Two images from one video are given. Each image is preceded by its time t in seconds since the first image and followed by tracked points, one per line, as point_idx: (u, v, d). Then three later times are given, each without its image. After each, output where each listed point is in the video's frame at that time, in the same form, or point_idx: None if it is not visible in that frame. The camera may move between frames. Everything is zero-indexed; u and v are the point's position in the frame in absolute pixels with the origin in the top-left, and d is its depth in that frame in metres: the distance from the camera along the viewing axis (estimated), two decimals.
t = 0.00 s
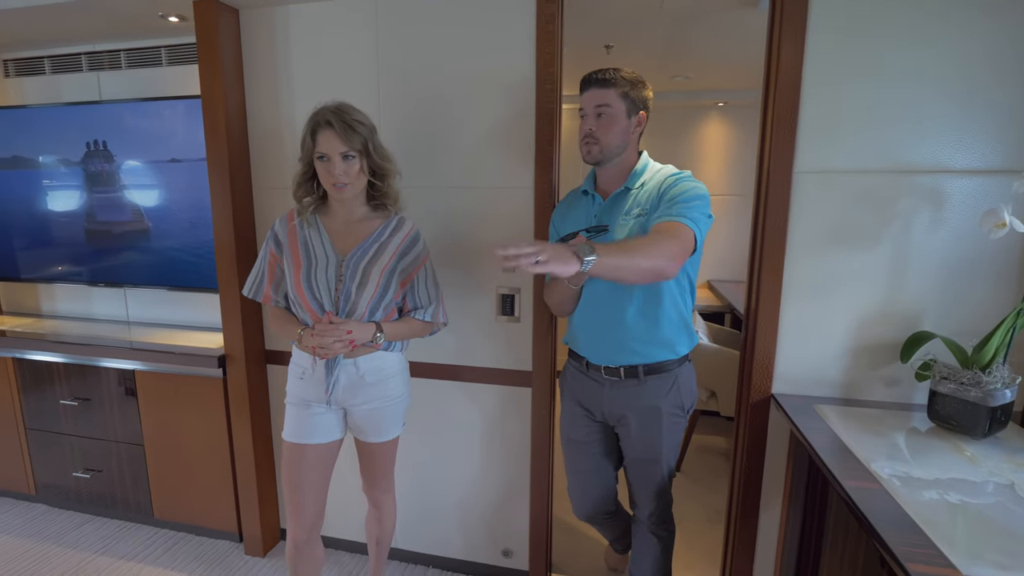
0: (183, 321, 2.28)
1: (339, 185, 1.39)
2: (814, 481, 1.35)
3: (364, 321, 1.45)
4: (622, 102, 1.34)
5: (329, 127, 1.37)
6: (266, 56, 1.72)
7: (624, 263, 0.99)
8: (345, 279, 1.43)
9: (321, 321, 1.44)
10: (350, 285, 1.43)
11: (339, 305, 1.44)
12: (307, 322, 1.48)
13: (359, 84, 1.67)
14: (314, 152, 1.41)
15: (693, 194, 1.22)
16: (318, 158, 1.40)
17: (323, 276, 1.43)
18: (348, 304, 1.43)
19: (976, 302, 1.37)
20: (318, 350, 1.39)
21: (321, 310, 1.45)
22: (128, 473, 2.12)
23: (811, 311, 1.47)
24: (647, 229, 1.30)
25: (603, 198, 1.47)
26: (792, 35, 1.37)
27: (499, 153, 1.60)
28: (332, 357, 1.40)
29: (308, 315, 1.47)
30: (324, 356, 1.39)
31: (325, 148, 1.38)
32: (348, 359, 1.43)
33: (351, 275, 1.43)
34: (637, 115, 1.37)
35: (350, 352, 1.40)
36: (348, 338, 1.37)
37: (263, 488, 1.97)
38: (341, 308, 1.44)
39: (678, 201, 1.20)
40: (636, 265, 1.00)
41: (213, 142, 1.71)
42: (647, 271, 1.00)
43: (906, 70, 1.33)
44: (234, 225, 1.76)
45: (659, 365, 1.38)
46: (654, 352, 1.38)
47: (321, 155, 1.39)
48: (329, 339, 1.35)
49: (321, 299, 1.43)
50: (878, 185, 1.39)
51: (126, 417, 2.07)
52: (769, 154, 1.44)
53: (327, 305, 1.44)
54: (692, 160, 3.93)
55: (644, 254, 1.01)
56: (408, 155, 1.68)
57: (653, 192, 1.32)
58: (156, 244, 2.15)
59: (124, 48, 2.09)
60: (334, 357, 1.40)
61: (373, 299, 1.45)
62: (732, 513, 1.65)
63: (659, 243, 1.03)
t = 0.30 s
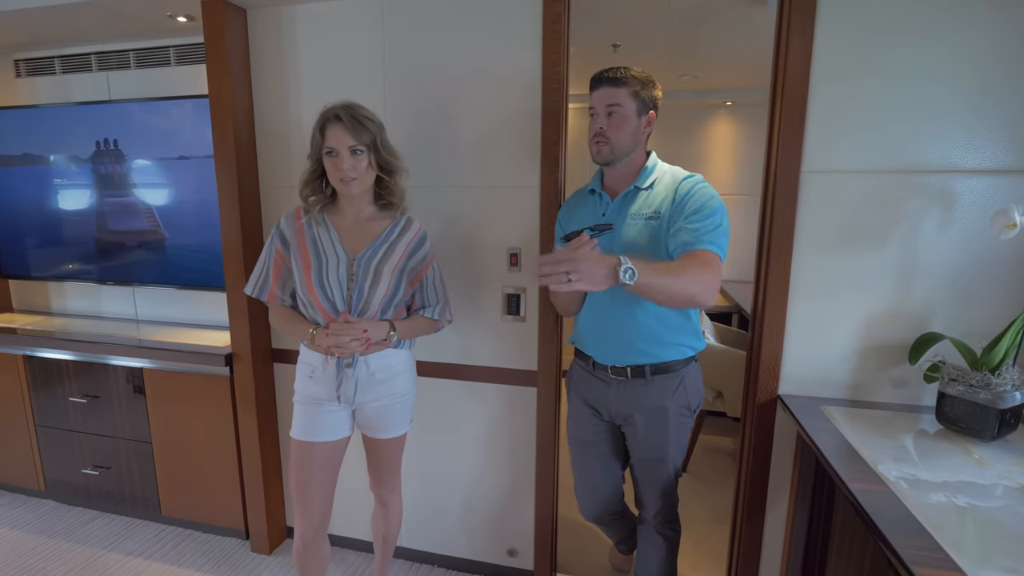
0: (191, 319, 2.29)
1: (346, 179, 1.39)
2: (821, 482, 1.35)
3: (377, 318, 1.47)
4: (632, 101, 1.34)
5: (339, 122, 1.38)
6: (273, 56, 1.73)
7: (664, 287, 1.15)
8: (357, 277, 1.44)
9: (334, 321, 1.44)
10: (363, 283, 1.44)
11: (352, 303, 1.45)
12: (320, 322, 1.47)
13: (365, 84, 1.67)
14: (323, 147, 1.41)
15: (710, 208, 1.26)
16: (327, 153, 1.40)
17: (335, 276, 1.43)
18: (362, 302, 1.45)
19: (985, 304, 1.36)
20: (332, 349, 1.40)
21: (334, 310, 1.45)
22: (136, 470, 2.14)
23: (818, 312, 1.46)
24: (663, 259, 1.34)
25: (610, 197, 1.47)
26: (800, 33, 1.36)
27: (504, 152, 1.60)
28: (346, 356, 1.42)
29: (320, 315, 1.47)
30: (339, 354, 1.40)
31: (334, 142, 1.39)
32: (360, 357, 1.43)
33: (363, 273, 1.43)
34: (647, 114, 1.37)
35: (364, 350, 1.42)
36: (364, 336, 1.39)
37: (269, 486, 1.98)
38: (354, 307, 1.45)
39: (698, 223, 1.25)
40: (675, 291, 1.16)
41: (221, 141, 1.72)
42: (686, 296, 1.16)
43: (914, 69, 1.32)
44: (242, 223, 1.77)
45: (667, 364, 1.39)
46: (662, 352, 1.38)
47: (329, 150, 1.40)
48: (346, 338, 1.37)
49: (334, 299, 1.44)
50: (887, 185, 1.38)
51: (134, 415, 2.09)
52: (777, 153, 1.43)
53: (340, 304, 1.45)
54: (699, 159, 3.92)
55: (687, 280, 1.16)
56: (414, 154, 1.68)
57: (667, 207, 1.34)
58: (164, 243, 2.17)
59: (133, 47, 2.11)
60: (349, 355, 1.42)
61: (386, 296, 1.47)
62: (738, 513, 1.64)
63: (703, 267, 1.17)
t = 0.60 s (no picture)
0: (194, 316, 2.31)
1: (353, 178, 1.40)
2: (821, 479, 1.36)
3: (386, 315, 1.49)
4: (638, 101, 1.34)
5: (346, 121, 1.39)
6: (276, 54, 1.74)
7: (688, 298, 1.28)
8: (366, 274, 1.44)
9: (345, 319, 1.46)
10: (371, 280, 1.45)
11: (362, 300, 1.46)
12: (330, 319, 1.48)
13: (368, 82, 1.68)
14: (330, 147, 1.41)
15: (725, 222, 1.32)
16: (335, 153, 1.41)
17: (344, 273, 1.44)
18: (371, 299, 1.46)
19: (986, 302, 1.36)
20: (345, 346, 1.39)
21: (343, 307, 1.46)
22: (140, 466, 2.15)
23: (819, 310, 1.47)
24: (676, 271, 1.39)
25: (613, 196, 1.47)
26: (801, 31, 1.36)
27: (507, 151, 1.61)
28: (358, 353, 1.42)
29: (330, 313, 1.47)
30: (352, 351, 1.40)
31: (341, 141, 1.39)
32: (368, 354, 1.44)
33: (372, 270, 1.45)
34: (652, 112, 1.37)
35: (376, 347, 1.43)
36: (377, 333, 1.40)
37: (273, 482, 2.00)
38: (364, 303, 1.46)
39: (715, 240, 1.30)
40: (697, 303, 1.29)
41: (224, 139, 1.72)
42: (707, 308, 1.30)
43: (916, 68, 1.32)
44: (244, 221, 1.78)
45: (673, 362, 1.39)
46: (668, 350, 1.39)
47: (337, 149, 1.40)
48: (360, 336, 1.37)
49: (344, 296, 1.44)
50: (890, 183, 1.38)
51: (138, 412, 2.10)
52: (778, 152, 1.43)
53: (350, 301, 1.45)
54: (702, 158, 3.91)
55: (711, 297, 1.29)
56: (417, 153, 1.69)
57: (676, 210, 1.35)
58: (167, 241, 2.18)
59: (136, 46, 2.12)
60: (360, 352, 1.42)
61: (395, 292, 1.49)
62: (738, 510, 1.65)
63: (728, 288, 1.29)
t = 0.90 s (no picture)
0: (200, 313, 2.33)
1: (385, 173, 1.43)
2: (819, 474, 1.38)
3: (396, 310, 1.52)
4: (644, 102, 1.36)
5: (373, 119, 1.42)
6: (281, 54, 1.76)
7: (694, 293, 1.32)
8: (376, 270, 1.47)
9: (356, 316, 1.46)
10: (381, 276, 1.48)
11: (373, 296, 1.48)
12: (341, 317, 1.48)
13: (372, 82, 1.70)
14: (358, 142, 1.40)
15: (730, 222, 1.35)
16: (364, 149, 1.41)
17: (355, 270, 1.45)
18: (382, 294, 1.49)
19: (982, 300, 1.38)
20: (357, 343, 1.41)
21: (355, 304, 1.46)
22: (146, 462, 2.18)
23: (818, 308, 1.49)
24: (681, 267, 1.41)
25: (615, 195, 1.49)
26: (801, 32, 1.38)
27: (509, 150, 1.63)
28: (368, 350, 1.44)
29: (340, 311, 1.47)
30: (363, 349, 1.42)
31: (373, 138, 1.41)
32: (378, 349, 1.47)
33: (381, 266, 1.47)
34: (656, 115, 1.40)
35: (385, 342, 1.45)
36: (388, 328, 1.43)
37: (278, 478, 2.02)
38: (375, 299, 1.48)
39: (722, 238, 1.33)
40: (703, 299, 1.32)
41: (231, 139, 1.75)
42: (711, 304, 1.34)
43: (913, 69, 1.34)
44: (250, 219, 1.80)
45: (677, 357, 1.42)
46: (672, 346, 1.41)
47: (368, 145, 1.41)
48: (372, 331, 1.39)
49: (355, 293, 1.45)
50: (887, 183, 1.40)
51: (145, 407, 2.13)
52: (777, 152, 1.45)
53: (361, 298, 1.47)
54: (702, 157, 3.93)
55: (716, 293, 1.32)
56: (421, 152, 1.71)
57: (680, 208, 1.37)
58: (171, 239, 2.20)
59: (143, 46, 2.14)
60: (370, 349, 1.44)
61: (403, 287, 1.52)
62: (737, 505, 1.67)
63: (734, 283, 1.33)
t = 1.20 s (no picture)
0: (206, 310, 2.37)
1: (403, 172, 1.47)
2: (815, 467, 1.41)
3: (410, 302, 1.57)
4: (655, 104, 1.39)
5: (392, 120, 1.44)
6: (289, 55, 1.79)
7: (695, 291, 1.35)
8: (392, 265, 1.51)
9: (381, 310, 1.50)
10: (397, 270, 1.52)
11: (392, 290, 1.52)
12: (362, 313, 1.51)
13: (378, 82, 1.73)
14: (381, 143, 1.41)
15: (732, 220, 1.38)
16: (383, 150, 1.42)
17: (375, 267, 1.48)
18: (399, 287, 1.54)
19: (977, 297, 1.42)
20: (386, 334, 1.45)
21: (377, 300, 1.50)
22: (154, 455, 2.22)
23: (816, 305, 1.52)
24: (683, 263, 1.44)
25: (620, 193, 1.52)
26: (799, 34, 1.41)
27: (513, 150, 1.66)
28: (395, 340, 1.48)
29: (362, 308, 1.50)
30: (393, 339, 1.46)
31: (394, 139, 1.44)
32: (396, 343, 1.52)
33: (397, 261, 1.52)
34: (666, 118, 1.43)
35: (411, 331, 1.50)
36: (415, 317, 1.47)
37: (284, 471, 2.06)
38: (393, 293, 1.53)
39: (722, 237, 1.36)
40: (703, 295, 1.36)
41: (240, 138, 1.78)
42: (712, 301, 1.37)
43: (908, 70, 1.37)
44: (259, 218, 1.83)
45: (679, 352, 1.45)
46: (674, 340, 1.44)
47: (389, 146, 1.43)
48: (402, 322, 1.43)
49: (377, 289, 1.49)
50: (883, 182, 1.43)
51: (153, 402, 2.16)
52: (775, 152, 1.48)
53: (382, 293, 1.51)
54: (702, 156, 3.96)
55: (716, 290, 1.36)
56: (426, 151, 1.74)
57: (684, 206, 1.41)
58: (177, 236, 2.23)
59: (151, 46, 2.17)
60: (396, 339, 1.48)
61: (417, 279, 1.58)
62: (735, 498, 1.71)
63: (733, 281, 1.36)
